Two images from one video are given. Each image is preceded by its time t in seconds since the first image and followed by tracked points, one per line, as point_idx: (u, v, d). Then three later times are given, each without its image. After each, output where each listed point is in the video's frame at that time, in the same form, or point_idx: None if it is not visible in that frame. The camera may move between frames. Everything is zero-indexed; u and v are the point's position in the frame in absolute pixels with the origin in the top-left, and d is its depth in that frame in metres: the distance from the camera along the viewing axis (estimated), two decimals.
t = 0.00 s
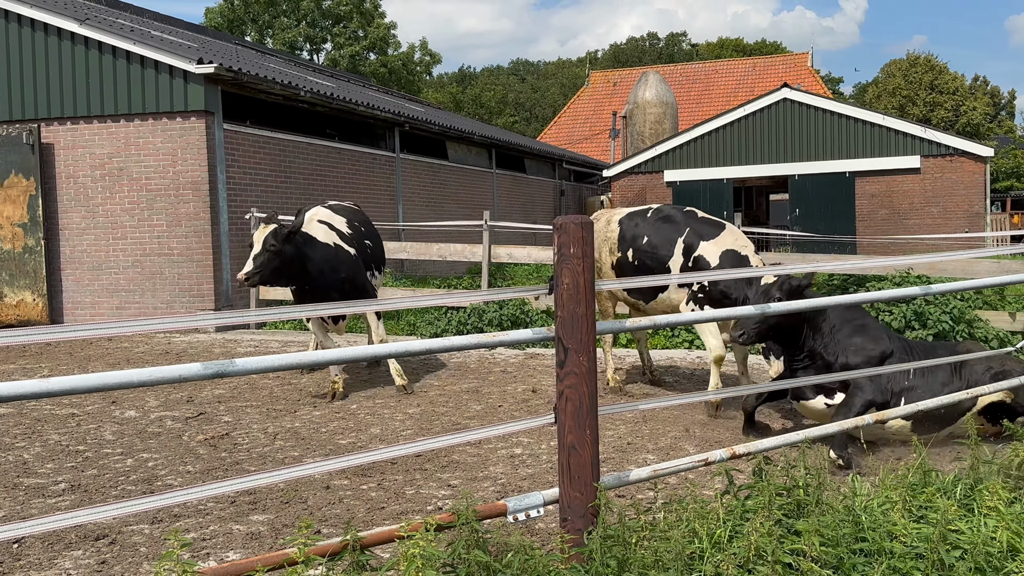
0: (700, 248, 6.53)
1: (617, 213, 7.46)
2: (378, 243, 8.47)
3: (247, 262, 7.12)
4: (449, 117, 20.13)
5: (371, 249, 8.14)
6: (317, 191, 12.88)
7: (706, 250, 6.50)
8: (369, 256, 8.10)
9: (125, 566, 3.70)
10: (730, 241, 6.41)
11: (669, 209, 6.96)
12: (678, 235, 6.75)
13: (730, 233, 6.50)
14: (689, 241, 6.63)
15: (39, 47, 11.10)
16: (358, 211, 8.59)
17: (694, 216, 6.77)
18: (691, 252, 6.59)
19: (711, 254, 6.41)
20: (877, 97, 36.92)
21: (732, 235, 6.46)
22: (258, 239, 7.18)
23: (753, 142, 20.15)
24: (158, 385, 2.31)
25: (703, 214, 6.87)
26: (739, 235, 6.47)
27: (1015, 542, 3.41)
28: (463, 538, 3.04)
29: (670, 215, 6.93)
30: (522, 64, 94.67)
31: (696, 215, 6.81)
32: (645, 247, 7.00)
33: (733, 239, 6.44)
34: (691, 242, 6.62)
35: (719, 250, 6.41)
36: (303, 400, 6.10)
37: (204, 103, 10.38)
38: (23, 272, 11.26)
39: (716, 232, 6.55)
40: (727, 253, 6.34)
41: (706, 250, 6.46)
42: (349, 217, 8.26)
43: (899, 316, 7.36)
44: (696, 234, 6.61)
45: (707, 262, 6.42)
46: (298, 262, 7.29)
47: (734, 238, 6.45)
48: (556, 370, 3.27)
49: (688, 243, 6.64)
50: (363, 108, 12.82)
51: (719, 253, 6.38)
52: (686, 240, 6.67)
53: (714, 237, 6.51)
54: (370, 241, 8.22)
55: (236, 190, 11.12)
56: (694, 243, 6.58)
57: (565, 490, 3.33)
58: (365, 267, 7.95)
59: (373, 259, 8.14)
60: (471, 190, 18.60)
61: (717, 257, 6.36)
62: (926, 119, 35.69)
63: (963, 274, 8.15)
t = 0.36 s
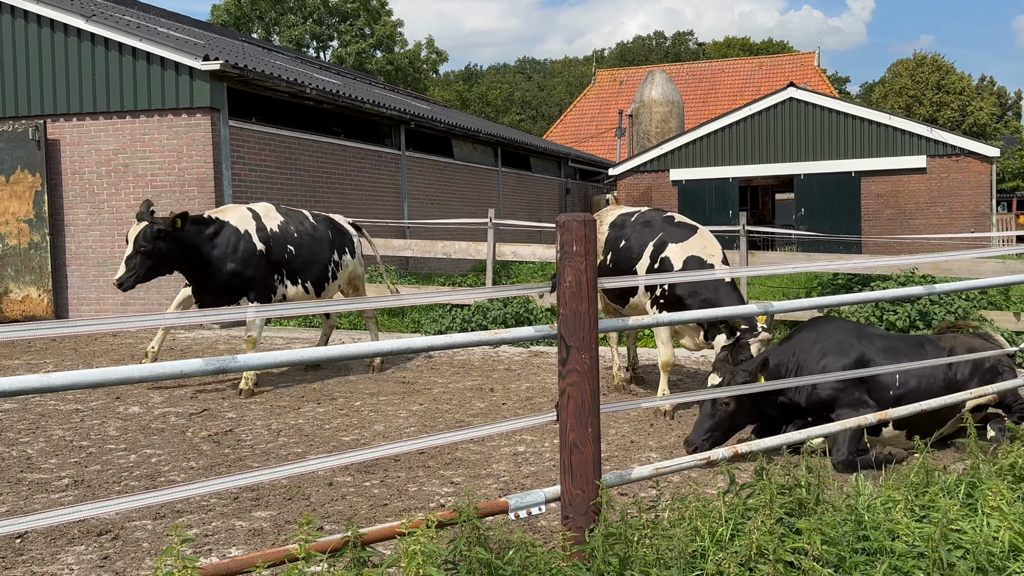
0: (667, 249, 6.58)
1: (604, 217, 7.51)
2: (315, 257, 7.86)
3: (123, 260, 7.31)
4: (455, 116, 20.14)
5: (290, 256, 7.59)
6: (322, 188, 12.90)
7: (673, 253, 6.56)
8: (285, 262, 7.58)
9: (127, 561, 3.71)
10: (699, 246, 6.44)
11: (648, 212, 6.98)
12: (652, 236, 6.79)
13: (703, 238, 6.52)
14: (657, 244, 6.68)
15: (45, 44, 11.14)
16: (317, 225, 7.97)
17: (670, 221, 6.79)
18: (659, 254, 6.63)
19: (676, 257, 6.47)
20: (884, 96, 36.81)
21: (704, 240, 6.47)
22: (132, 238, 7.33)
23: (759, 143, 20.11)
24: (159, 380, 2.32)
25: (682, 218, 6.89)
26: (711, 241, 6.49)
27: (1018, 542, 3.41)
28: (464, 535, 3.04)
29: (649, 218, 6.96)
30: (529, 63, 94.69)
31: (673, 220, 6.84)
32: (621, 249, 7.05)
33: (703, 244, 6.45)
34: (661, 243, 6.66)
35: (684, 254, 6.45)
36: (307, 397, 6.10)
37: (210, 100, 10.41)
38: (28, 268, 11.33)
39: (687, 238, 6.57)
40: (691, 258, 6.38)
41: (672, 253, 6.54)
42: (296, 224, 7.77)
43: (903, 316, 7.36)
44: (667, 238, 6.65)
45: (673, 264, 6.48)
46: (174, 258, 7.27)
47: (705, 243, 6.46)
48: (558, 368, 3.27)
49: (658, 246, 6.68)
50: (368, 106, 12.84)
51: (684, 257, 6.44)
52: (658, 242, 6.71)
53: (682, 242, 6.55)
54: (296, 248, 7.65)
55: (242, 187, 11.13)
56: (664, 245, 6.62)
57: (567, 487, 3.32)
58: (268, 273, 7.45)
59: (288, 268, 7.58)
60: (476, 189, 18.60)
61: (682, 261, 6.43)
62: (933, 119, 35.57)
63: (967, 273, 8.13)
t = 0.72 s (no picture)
0: (662, 249, 6.55)
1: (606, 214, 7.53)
2: (207, 243, 7.44)
3: None
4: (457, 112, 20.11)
5: (168, 247, 7.24)
6: (321, 185, 12.90)
7: (668, 253, 6.52)
8: (163, 252, 7.25)
9: (125, 557, 3.71)
10: (694, 248, 6.39)
11: (649, 209, 6.93)
12: (649, 233, 6.77)
13: (700, 239, 6.47)
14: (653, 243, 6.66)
15: (46, 39, 11.14)
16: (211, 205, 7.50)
17: (669, 218, 6.74)
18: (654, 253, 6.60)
19: (671, 258, 6.42)
20: (885, 95, 36.74)
21: (701, 241, 6.43)
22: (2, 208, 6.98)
23: (759, 141, 20.10)
24: (157, 375, 2.32)
25: (681, 217, 6.84)
26: (706, 242, 6.45)
27: (1015, 541, 3.41)
28: (462, 532, 3.03)
29: (649, 216, 6.92)
30: (530, 60, 94.53)
31: (672, 217, 6.80)
32: (618, 243, 7.04)
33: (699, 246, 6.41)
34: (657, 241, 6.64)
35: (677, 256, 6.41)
36: (305, 393, 6.10)
37: (209, 95, 10.41)
38: (29, 263, 11.26)
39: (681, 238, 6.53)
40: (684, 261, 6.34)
41: (667, 253, 6.49)
42: (183, 210, 7.39)
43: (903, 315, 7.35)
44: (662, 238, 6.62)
45: (666, 265, 6.45)
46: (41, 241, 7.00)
47: (702, 246, 6.41)
48: (557, 365, 3.27)
49: (654, 244, 6.65)
50: (369, 103, 12.83)
51: (678, 259, 6.39)
52: (654, 240, 6.69)
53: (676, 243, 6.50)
54: (177, 236, 7.29)
55: (242, 183, 11.14)
56: (660, 244, 6.58)
57: (565, 484, 3.32)
58: (139, 267, 7.15)
59: (167, 259, 7.25)
60: (476, 187, 18.60)
61: (675, 263, 6.38)
62: (934, 118, 35.52)
63: (966, 272, 8.12)
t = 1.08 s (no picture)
0: (657, 249, 6.54)
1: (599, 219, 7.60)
2: (83, 248, 7.32)
3: None
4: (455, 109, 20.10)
5: (40, 249, 7.11)
6: (319, 180, 12.89)
7: (663, 253, 6.50)
8: (34, 252, 7.09)
9: (124, 551, 3.71)
10: (690, 245, 6.40)
11: (640, 211, 6.93)
12: (641, 234, 6.78)
13: (694, 235, 6.49)
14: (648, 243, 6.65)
15: (44, 34, 11.11)
16: (92, 215, 7.38)
17: (660, 218, 6.74)
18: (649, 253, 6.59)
19: (666, 258, 6.42)
20: (884, 92, 36.74)
21: (695, 237, 6.44)
22: None
23: (758, 138, 20.11)
24: (155, 369, 2.32)
25: (672, 215, 6.86)
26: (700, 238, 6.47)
27: (1011, 537, 3.43)
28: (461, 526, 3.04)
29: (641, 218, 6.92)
30: (529, 56, 94.40)
31: (663, 216, 6.81)
32: (611, 247, 7.11)
33: (696, 242, 6.42)
34: (650, 242, 6.63)
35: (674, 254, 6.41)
36: (303, 388, 6.10)
37: (208, 91, 10.40)
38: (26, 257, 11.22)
39: (675, 237, 6.52)
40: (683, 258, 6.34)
41: (661, 253, 6.48)
42: (63, 215, 7.26)
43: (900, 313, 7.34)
44: (657, 237, 6.61)
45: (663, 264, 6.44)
46: None
47: (697, 242, 6.42)
48: (555, 360, 3.27)
49: (647, 245, 6.65)
50: (367, 99, 12.81)
51: (674, 259, 6.36)
52: (647, 240, 6.70)
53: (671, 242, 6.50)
54: (52, 238, 7.16)
55: (240, 178, 11.13)
56: (652, 244, 6.59)
57: (563, 479, 3.33)
58: (8, 265, 6.95)
59: (35, 256, 7.08)
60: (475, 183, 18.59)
61: (671, 261, 6.37)
62: (933, 116, 35.53)
63: (964, 270, 8.14)
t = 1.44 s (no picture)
0: (634, 243, 6.56)
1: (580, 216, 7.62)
2: None
3: None
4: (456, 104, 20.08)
5: None
6: (319, 175, 12.88)
7: (640, 247, 6.53)
8: None
9: (125, 545, 3.72)
10: (669, 238, 6.42)
11: (620, 209, 6.97)
12: (619, 230, 6.81)
13: (674, 230, 6.52)
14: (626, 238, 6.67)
15: (45, 29, 11.10)
16: None
17: (639, 215, 6.77)
18: (626, 248, 6.60)
19: (644, 251, 6.43)
20: (884, 88, 36.72)
21: (675, 232, 6.48)
22: None
23: (758, 134, 20.11)
24: (157, 364, 2.33)
25: (651, 212, 6.90)
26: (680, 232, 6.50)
27: (1009, 533, 3.44)
28: (461, 520, 3.05)
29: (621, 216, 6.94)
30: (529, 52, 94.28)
31: (643, 213, 6.84)
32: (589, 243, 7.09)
33: (675, 236, 6.44)
34: (628, 237, 6.65)
35: (652, 247, 6.42)
36: (304, 384, 6.11)
37: (209, 85, 10.39)
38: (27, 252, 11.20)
39: (653, 232, 6.54)
40: (662, 250, 6.35)
41: (639, 247, 6.50)
42: None
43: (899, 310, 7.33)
44: (635, 232, 6.63)
45: (641, 257, 6.45)
46: None
47: (676, 236, 6.45)
48: (556, 356, 3.28)
49: (625, 241, 6.67)
50: (367, 94, 12.80)
51: (653, 252, 6.38)
52: (625, 236, 6.72)
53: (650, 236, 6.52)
54: None
55: (241, 173, 11.13)
56: (630, 239, 6.60)
57: (563, 474, 3.34)
58: None
59: None
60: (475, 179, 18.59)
61: (649, 255, 6.37)
62: (933, 112, 35.54)
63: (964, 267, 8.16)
